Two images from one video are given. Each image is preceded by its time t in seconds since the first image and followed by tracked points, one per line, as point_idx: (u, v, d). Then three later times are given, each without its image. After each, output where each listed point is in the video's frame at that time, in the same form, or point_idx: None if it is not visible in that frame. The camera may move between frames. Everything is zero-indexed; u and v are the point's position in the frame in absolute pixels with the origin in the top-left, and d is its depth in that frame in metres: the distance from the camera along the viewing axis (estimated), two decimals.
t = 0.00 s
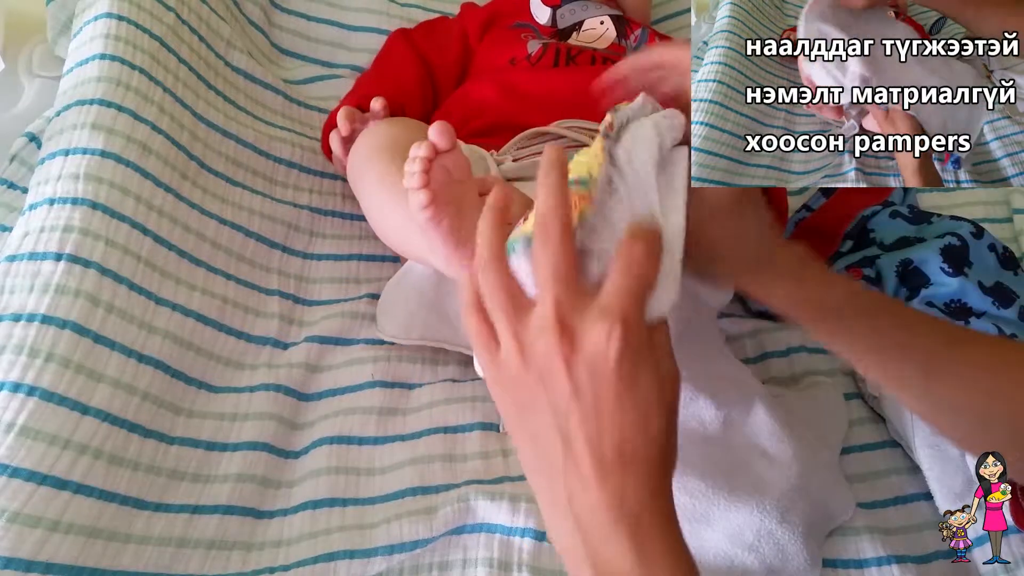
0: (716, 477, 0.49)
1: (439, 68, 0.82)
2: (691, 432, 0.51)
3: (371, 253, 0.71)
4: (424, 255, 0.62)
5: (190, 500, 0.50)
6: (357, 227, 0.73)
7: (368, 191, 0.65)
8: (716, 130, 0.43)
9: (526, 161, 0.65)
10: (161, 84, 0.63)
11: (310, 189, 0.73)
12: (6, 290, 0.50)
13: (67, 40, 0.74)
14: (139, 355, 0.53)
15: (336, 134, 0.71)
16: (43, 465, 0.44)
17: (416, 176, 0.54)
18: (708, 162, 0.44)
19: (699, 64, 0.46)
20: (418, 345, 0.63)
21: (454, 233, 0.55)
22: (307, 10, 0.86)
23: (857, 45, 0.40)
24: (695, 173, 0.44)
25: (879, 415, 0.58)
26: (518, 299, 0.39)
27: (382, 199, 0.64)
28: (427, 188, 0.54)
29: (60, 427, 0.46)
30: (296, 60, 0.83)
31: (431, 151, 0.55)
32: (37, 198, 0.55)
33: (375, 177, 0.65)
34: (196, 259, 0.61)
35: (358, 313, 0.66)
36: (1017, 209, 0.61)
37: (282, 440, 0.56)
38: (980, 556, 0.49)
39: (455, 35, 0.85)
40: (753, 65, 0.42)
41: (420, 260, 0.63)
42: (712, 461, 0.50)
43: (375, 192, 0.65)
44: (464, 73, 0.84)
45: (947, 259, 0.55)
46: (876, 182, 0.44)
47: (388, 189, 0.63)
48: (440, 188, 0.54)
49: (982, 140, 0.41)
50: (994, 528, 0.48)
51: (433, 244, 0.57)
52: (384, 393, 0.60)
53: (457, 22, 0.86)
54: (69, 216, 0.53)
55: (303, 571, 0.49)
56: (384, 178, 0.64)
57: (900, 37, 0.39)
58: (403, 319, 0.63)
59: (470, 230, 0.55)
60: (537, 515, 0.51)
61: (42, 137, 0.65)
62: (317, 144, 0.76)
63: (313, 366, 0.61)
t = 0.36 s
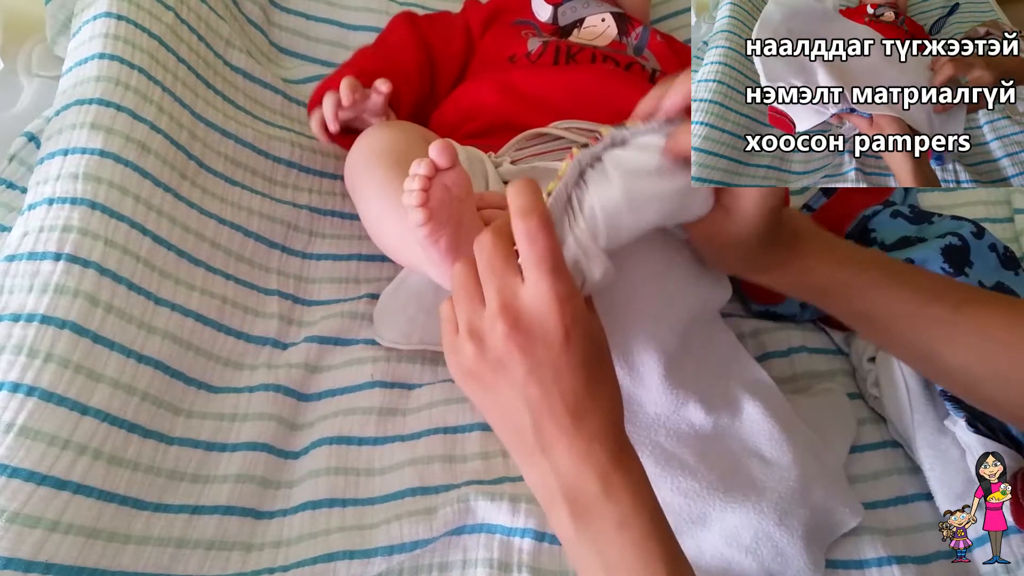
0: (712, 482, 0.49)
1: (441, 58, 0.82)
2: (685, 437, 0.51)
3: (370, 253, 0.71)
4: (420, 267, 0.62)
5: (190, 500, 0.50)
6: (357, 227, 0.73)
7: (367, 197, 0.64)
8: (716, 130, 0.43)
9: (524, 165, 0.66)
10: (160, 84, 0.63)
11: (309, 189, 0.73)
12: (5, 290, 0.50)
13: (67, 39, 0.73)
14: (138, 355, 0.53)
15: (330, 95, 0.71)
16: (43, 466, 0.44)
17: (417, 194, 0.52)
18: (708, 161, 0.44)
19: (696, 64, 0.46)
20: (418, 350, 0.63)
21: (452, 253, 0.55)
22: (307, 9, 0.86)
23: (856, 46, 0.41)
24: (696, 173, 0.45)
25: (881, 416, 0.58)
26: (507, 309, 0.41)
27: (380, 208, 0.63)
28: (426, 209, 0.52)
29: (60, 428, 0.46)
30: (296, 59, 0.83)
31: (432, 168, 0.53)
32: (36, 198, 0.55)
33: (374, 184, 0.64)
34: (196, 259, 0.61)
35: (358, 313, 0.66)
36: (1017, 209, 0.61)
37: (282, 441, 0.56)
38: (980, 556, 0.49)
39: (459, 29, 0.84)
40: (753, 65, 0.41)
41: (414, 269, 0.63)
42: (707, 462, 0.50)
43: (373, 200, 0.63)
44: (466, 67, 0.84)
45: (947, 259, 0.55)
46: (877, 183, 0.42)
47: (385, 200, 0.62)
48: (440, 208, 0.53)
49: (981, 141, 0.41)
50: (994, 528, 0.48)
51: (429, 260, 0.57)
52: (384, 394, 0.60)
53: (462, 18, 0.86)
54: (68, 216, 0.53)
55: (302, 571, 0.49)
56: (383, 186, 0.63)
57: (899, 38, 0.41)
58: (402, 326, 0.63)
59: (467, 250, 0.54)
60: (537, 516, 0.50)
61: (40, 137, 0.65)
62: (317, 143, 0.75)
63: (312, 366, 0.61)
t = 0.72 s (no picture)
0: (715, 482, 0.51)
1: (444, 49, 0.82)
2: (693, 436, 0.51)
3: (371, 253, 0.71)
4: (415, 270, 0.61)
5: (190, 500, 0.50)
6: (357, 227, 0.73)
7: (364, 200, 0.64)
8: (716, 130, 0.43)
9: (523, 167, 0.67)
10: (161, 84, 0.63)
11: (309, 189, 0.73)
12: (5, 290, 0.50)
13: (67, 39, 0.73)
14: (138, 355, 0.53)
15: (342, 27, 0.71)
16: (43, 466, 0.44)
17: (405, 200, 0.55)
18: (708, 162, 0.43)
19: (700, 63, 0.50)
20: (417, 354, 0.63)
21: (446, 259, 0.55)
22: (308, 9, 0.86)
23: (856, 46, 0.42)
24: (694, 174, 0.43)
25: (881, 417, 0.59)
26: (499, 289, 0.41)
27: (375, 212, 0.62)
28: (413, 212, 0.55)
29: (60, 428, 0.46)
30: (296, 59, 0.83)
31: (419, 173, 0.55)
32: (36, 198, 0.55)
33: (371, 187, 0.63)
34: (196, 259, 0.61)
35: (358, 313, 0.66)
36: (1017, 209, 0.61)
37: (282, 441, 0.56)
38: (980, 556, 0.47)
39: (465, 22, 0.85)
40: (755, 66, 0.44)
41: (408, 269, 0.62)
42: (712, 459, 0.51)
43: (369, 203, 0.63)
44: (466, 62, 0.84)
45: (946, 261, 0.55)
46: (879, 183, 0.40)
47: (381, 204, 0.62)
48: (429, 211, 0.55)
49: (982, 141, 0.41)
50: (994, 528, 0.46)
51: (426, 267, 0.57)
52: (384, 393, 0.60)
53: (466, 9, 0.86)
54: (68, 216, 0.53)
55: (302, 571, 0.49)
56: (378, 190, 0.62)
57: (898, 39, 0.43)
58: (401, 328, 0.63)
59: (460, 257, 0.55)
60: (537, 516, 0.50)
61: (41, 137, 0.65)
62: (317, 143, 0.76)
63: (312, 366, 0.61)
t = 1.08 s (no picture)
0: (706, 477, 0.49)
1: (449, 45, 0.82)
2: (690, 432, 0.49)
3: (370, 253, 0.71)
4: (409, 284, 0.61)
5: (190, 500, 0.51)
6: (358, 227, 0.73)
7: (362, 208, 0.63)
8: (716, 129, 0.47)
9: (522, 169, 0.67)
10: (161, 84, 0.63)
11: (309, 189, 0.73)
12: (6, 290, 0.50)
13: (67, 39, 0.73)
14: (138, 355, 0.53)
15: None
16: (43, 466, 0.44)
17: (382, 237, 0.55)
18: (710, 161, 0.46)
19: (700, 63, 0.52)
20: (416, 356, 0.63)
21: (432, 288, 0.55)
22: (308, 9, 0.86)
23: (856, 46, 0.43)
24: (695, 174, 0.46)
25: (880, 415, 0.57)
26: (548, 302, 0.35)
27: (371, 223, 0.62)
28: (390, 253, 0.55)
29: (60, 428, 0.46)
30: (297, 59, 0.83)
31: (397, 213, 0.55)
32: (37, 198, 0.55)
33: (368, 196, 0.63)
34: (196, 259, 0.61)
35: (358, 313, 0.66)
36: (1018, 209, 0.61)
37: (282, 441, 0.56)
38: (980, 556, 0.48)
39: (469, 18, 0.85)
40: (754, 65, 0.46)
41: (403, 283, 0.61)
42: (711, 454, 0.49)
43: (365, 213, 0.63)
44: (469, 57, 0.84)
45: (947, 259, 0.56)
46: (877, 181, 0.48)
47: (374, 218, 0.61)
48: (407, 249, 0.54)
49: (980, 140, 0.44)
50: (994, 528, 0.47)
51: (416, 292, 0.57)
52: (384, 393, 0.60)
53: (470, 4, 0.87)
54: (68, 216, 0.53)
55: (302, 571, 0.49)
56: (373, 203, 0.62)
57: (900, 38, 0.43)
58: (403, 333, 0.63)
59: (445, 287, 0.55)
60: (537, 516, 0.50)
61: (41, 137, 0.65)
62: (317, 143, 0.76)
63: (312, 366, 0.61)
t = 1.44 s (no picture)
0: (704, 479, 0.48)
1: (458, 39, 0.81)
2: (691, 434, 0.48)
3: (370, 253, 0.71)
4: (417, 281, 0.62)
5: (190, 500, 0.50)
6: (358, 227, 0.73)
7: (366, 207, 0.63)
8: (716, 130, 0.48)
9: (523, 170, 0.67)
10: (161, 84, 0.63)
11: (309, 189, 0.73)
12: (6, 290, 0.50)
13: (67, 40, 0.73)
14: (138, 355, 0.53)
15: None
16: (43, 466, 0.44)
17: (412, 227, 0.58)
18: (709, 161, 0.45)
19: (701, 63, 0.55)
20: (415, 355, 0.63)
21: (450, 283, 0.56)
22: (308, 10, 0.86)
23: (856, 46, 0.45)
24: (694, 173, 0.44)
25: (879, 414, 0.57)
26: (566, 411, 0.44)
27: (378, 221, 0.62)
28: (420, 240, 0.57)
29: (60, 428, 0.46)
30: (297, 60, 0.83)
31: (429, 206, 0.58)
32: (37, 198, 0.55)
33: (375, 193, 0.63)
34: (196, 259, 0.61)
35: (358, 313, 0.66)
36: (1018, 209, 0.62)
37: (282, 441, 0.56)
38: (980, 556, 0.48)
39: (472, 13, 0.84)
40: (755, 65, 0.49)
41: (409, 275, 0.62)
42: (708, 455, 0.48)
43: (371, 213, 0.63)
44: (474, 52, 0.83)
45: (947, 259, 0.55)
46: (876, 182, 0.47)
47: (384, 215, 0.61)
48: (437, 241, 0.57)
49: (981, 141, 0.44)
50: (994, 528, 0.47)
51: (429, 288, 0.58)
52: (384, 393, 0.60)
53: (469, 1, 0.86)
54: (69, 216, 0.53)
55: (302, 571, 0.49)
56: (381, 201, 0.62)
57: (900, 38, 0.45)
58: (404, 332, 0.63)
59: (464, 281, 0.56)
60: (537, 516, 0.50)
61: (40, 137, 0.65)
62: (317, 142, 0.76)
63: (312, 366, 0.61)
